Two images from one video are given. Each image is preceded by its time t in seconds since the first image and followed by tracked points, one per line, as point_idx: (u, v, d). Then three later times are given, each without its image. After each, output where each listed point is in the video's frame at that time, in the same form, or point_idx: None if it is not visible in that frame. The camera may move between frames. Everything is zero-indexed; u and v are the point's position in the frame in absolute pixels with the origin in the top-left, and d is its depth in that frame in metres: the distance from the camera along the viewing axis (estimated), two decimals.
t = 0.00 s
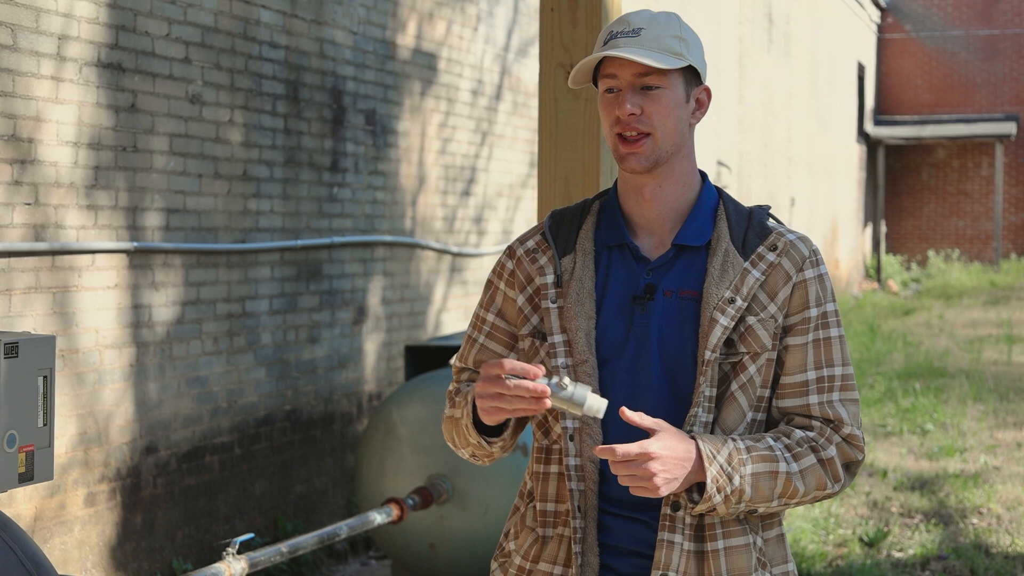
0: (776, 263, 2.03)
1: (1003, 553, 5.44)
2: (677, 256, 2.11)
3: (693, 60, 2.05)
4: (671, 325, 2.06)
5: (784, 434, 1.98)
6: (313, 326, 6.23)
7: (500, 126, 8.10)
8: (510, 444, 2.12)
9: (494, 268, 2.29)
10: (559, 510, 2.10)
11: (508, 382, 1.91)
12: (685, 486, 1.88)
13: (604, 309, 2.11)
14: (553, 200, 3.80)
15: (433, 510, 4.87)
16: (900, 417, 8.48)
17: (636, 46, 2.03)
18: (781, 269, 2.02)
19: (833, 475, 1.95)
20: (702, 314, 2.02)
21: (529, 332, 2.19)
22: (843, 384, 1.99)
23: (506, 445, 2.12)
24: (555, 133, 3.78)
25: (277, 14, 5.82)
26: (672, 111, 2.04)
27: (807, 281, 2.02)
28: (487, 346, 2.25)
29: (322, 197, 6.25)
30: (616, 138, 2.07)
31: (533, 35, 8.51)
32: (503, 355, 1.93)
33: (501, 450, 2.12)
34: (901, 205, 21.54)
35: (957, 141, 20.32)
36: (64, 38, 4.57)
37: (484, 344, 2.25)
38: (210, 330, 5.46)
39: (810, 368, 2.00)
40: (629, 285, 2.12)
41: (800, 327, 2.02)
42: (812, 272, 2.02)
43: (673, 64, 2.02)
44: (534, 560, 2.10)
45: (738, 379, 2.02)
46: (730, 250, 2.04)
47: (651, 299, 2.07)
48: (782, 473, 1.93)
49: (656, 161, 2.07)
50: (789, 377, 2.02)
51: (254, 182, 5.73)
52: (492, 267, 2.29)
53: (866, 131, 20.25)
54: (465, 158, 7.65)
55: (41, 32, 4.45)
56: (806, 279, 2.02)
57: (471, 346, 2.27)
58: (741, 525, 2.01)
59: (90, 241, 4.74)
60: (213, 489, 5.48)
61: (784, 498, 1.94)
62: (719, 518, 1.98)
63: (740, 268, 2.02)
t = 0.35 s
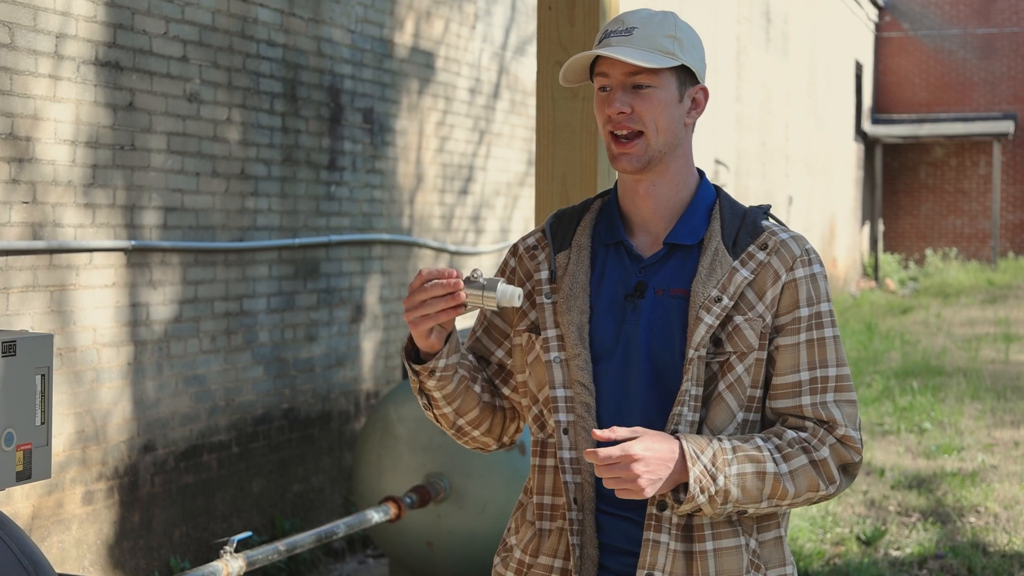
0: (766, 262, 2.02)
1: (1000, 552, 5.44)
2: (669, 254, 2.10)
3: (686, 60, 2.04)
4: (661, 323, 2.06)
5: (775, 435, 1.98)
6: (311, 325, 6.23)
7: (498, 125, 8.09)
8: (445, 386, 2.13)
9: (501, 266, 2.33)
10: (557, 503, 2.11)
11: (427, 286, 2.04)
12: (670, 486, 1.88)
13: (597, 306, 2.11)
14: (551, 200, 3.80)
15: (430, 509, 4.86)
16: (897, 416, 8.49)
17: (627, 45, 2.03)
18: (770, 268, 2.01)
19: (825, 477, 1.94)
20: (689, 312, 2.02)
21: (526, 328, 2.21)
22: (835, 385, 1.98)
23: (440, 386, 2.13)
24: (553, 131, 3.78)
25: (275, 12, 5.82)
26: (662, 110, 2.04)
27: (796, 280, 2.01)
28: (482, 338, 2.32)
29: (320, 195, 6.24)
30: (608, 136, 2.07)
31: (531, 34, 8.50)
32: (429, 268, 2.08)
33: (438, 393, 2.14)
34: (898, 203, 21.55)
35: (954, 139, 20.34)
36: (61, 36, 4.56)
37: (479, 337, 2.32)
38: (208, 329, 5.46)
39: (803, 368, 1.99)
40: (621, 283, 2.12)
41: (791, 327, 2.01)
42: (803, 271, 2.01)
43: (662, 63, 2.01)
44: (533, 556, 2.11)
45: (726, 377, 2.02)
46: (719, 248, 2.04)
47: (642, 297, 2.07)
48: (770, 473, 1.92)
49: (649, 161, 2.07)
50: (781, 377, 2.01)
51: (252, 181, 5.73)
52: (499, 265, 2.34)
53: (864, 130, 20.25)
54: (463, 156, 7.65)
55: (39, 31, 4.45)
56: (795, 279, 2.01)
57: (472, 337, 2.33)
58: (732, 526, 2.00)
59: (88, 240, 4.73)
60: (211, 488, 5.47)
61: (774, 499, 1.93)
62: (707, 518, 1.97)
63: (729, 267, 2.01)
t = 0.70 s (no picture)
0: (759, 262, 2.02)
1: (998, 552, 5.44)
2: (664, 254, 2.11)
3: (675, 62, 2.04)
4: (656, 322, 2.06)
5: (766, 435, 1.97)
6: (310, 324, 6.23)
7: (496, 125, 8.09)
8: (422, 391, 2.13)
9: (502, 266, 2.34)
10: (553, 501, 2.11)
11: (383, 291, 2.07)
12: (656, 485, 1.89)
13: (593, 305, 2.12)
14: (549, 201, 3.79)
15: (428, 508, 4.86)
16: (896, 416, 8.49)
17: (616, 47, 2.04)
18: (763, 268, 2.02)
19: (816, 476, 1.93)
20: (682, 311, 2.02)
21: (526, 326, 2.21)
22: (828, 384, 1.97)
23: (416, 392, 2.12)
24: (551, 131, 3.78)
25: (273, 12, 5.82)
26: (651, 113, 2.03)
27: (789, 280, 2.00)
28: (478, 337, 2.32)
29: (319, 195, 6.24)
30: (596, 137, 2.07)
31: (529, 34, 8.50)
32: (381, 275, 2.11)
33: (415, 398, 2.13)
34: (897, 203, 21.55)
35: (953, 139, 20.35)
36: (61, 36, 4.56)
37: (477, 334, 2.32)
38: (206, 328, 5.46)
39: (795, 368, 1.98)
40: (618, 283, 2.13)
41: (783, 326, 2.01)
42: (795, 271, 2.00)
43: (649, 66, 2.01)
44: (529, 553, 2.11)
45: (718, 377, 2.02)
46: (713, 248, 2.04)
47: (637, 297, 2.08)
48: (759, 473, 1.91)
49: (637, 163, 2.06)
50: (773, 376, 2.01)
51: (251, 180, 5.73)
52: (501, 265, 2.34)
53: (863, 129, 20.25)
54: (461, 156, 7.65)
55: (38, 30, 4.45)
56: (788, 279, 2.00)
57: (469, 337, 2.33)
58: (725, 525, 1.99)
59: (86, 239, 4.73)
60: (210, 487, 5.48)
61: (764, 498, 1.93)
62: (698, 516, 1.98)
63: (722, 267, 2.02)
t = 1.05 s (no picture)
0: (762, 265, 2.03)
1: (998, 553, 5.44)
2: (665, 260, 2.10)
3: (677, 71, 2.04)
4: (661, 329, 2.05)
5: (770, 436, 1.98)
6: (310, 324, 6.23)
7: (496, 125, 8.09)
8: (472, 482, 2.10)
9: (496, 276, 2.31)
10: (561, 510, 2.10)
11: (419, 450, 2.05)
12: (667, 491, 1.89)
13: (595, 313, 2.11)
14: (549, 201, 3.79)
15: (427, 509, 4.89)
16: (896, 417, 8.50)
17: (621, 59, 2.02)
18: (766, 272, 2.02)
19: (819, 476, 1.96)
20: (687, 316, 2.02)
21: (526, 336, 2.19)
22: (831, 384, 1.99)
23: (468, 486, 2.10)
24: (550, 132, 3.79)
25: (274, 12, 5.82)
26: (657, 122, 2.03)
27: (792, 282, 2.02)
28: (488, 354, 2.28)
29: (319, 195, 6.25)
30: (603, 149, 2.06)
31: (529, 34, 8.51)
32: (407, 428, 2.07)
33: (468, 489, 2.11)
34: (897, 204, 21.55)
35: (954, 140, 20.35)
36: (61, 35, 4.56)
37: (485, 352, 2.28)
38: (206, 328, 5.46)
39: (797, 368, 2.00)
40: (619, 289, 2.12)
41: (787, 328, 2.01)
42: (798, 273, 2.02)
43: (655, 77, 2.00)
44: (540, 562, 2.11)
45: (724, 381, 2.02)
46: (716, 253, 2.04)
47: (640, 303, 2.07)
48: (766, 475, 1.93)
49: (643, 172, 2.06)
50: (776, 378, 2.01)
51: (251, 180, 5.73)
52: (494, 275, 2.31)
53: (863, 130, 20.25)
54: (461, 156, 7.65)
55: (39, 30, 4.45)
56: (792, 280, 2.02)
57: (475, 354, 2.30)
58: (731, 525, 2.00)
59: (87, 239, 4.73)
60: (209, 486, 5.48)
61: (770, 499, 1.94)
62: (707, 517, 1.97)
63: (726, 271, 2.02)
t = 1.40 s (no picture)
0: (765, 263, 2.04)
1: (995, 554, 5.45)
2: (667, 260, 2.10)
3: (686, 68, 2.06)
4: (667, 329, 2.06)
5: (777, 430, 2.00)
6: (307, 324, 6.23)
7: (495, 126, 8.09)
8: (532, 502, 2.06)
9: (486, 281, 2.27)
10: (567, 516, 2.07)
11: (516, 461, 1.92)
12: (684, 487, 1.91)
13: (598, 316, 2.10)
14: (547, 201, 3.80)
15: (424, 509, 4.87)
16: (893, 418, 8.51)
17: (637, 54, 2.01)
18: (770, 269, 2.03)
19: (826, 468, 1.99)
20: (694, 316, 2.03)
21: (525, 341, 2.16)
22: (833, 378, 2.02)
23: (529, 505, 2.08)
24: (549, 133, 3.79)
25: (272, 12, 5.81)
26: (670, 118, 2.05)
27: (796, 278, 2.03)
28: (488, 361, 2.22)
29: (317, 195, 6.25)
30: (616, 145, 2.05)
31: (528, 35, 8.51)
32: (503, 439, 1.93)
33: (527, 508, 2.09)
34: (895, 205, 21.57)
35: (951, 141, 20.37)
36: (60, 35, 4.56)
37: (484, 360, 2.22)
38: (204, 328, 5.46)
39: (801, 363, 2.02)
40: (621, 291, 2.11)
41: (791, 324, 2.03)
42: (801, 269, 2.03)
43: (672, 72, 2.02)
44: (547, 569, 2.09)
45: (732, 378, 2.03)
46: (719, 251, 2.05)
47: (645, 305, 2.07)
48: (778, 468, 1.95)
49: (654, 168, 2.07)
50: (780, 373, 2.03)
51: (249, 181, 5.73)
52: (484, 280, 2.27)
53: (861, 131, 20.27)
54: (460, 157, 7.65)
55: (37, 30, 4.45)
56: (795, 277, 2.03)
57: (472, 361, 2.24)
58: (739, 521, 2.02)
59: (84, 239, 4.73)
60: (206, 487, 5.47)
61: (780, 492, 1.97)
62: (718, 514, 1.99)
63: (730, 270, 2.03)
